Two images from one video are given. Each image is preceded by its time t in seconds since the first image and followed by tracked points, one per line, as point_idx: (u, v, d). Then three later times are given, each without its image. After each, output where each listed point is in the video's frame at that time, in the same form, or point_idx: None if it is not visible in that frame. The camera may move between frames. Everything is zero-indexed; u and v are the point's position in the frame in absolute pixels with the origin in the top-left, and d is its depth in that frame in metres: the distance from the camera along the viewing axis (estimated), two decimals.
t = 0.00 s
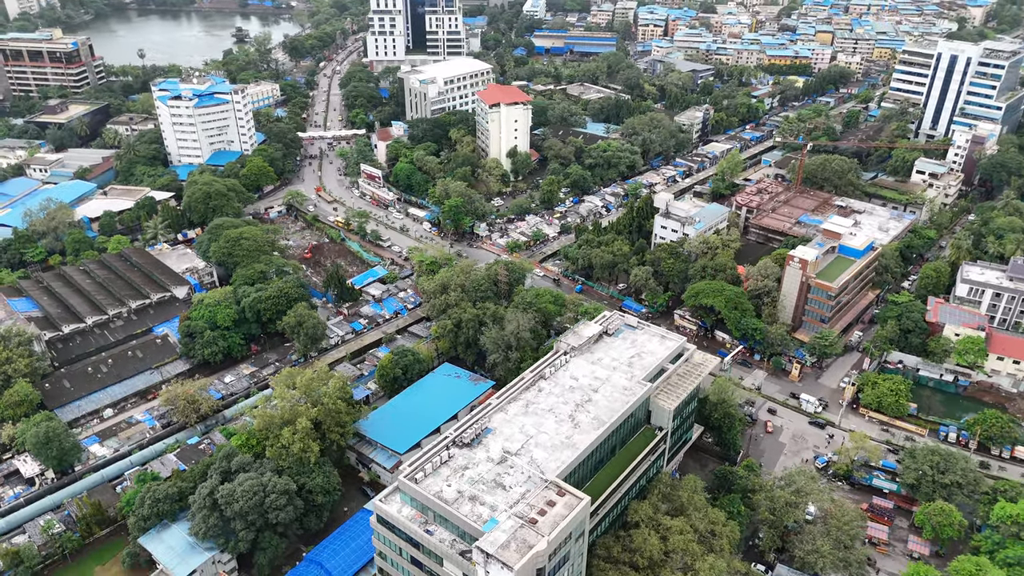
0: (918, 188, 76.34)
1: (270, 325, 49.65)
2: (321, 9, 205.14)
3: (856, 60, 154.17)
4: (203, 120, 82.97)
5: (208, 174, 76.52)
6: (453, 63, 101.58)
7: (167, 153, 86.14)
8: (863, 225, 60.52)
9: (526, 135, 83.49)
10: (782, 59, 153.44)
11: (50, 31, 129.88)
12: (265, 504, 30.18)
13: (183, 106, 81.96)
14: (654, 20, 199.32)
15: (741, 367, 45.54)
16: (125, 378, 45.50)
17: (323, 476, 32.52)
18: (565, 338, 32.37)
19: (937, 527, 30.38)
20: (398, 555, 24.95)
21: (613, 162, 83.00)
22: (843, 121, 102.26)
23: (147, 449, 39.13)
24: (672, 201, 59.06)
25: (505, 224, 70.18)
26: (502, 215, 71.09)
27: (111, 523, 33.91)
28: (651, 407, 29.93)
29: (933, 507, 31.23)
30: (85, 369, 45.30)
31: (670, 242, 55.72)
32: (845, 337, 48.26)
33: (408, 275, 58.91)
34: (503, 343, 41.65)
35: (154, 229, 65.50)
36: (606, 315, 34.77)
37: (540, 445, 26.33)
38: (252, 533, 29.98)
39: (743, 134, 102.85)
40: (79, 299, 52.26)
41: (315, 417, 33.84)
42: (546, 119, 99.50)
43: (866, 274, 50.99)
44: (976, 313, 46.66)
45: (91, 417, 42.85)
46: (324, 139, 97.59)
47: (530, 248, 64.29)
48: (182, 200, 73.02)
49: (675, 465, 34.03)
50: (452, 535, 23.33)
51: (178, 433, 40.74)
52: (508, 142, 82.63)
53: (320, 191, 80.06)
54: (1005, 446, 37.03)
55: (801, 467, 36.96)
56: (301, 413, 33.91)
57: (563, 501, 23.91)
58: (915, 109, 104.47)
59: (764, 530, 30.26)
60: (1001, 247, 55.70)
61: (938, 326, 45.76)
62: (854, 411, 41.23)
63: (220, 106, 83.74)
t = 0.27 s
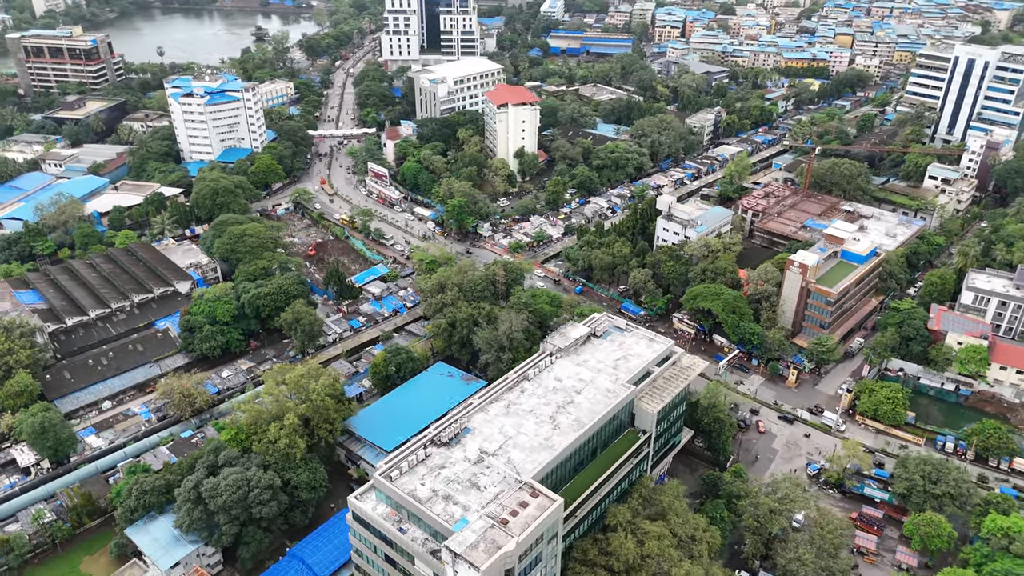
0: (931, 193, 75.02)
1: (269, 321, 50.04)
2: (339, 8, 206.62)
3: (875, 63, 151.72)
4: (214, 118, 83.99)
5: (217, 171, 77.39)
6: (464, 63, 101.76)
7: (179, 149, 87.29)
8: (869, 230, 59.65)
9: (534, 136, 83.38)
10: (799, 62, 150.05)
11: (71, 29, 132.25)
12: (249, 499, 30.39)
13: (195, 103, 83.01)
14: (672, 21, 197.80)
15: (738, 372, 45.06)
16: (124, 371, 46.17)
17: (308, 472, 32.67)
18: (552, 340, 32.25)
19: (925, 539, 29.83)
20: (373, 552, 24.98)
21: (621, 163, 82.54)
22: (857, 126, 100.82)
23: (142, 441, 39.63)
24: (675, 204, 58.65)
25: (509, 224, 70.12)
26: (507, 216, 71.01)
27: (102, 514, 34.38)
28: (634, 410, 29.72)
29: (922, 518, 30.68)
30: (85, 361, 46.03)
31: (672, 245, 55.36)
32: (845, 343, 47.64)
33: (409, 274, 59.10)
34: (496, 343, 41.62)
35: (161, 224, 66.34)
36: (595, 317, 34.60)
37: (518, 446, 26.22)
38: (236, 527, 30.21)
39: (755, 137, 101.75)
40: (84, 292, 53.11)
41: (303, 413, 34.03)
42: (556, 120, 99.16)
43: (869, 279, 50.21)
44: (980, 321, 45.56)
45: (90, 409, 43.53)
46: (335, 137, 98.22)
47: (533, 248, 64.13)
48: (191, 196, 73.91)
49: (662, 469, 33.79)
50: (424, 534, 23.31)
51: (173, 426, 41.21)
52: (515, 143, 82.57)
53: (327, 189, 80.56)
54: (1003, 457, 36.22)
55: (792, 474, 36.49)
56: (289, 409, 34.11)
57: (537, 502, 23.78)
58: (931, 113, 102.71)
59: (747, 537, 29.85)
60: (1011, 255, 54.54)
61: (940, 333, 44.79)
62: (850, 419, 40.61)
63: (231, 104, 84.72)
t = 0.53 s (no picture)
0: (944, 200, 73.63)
1: (268, 317, 50.49)
2: (359, 8, 207.88)
3: (896, 67, 148.97)
4: (226, 115, 85.08)
5: (227, 167, 78.29)
6: (476, 63, 101.92)
7: (191, 146, 88.48)
8: (875, 237, 58.74)
9: (542, 137, 83.27)
10: (817, 64, 148.54)
11: (94, 26, 134.61)
12: (232, 493, 30.66)
13: (207, 100, 84.14)
14: (691, 23, 196.05)
15: (734, 377, 44.63)
16: (124, 364, 46.89)
17: (293, 468, 32.87)
18: (537, 341, 32.18)
19: (911, 551, 29.34)
20: (347, 549, 25.10)
21: (629, 165, 82.06)
22: (872, 130, 99.26)
23: (137, 433, 40.20)
24: (678, 206, 58.08)
25: (513, 225, 70.05)
26: (511, 216, 70.93)
27: (94, 504, 34.90)
28: (617, 414, 29.54)
29: (909, 530, 30.17)
30: (87, 353, 46.84)
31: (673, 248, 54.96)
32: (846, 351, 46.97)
33: (410, 273, 59.31)
34: (488, 344, 41.62)
35: (169, 220, 67.24)
36: (583, 320, 34.46)
37: (495, 447, 26.19)
38: (219, 520, 30.51)
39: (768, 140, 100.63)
40: (89, 286, 54.03)
41: (290, 409, 34.27)
42: (567, 121, 98.79)
43: (873, 286, 49.38)
44: (984, 331, 44.53)
45: (89, 400, 44.29)
46: (346, 136, 98.81)
47: (536, 249, 64.00)
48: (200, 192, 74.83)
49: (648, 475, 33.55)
50: (394, 533, 23.36)
51: (168, 419, 41.72)
52: (523, 143, 82.50)
53: (335, 187, 81.11)
54: (1000, 470, 35.46)
55: (782, 482, 36.06)
56: (276, 405, 34.36)
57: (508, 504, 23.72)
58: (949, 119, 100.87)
59: (729, 544, 29.51)
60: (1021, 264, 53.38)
61: (941, 343, 43.93)
62: (845, 427, 40.02)
63: (243, 101, 85.76)
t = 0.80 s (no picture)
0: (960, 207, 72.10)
1: (268, 313, 51.00)
2: (380, 7, 209.06)
3: (919, 71, 146.02)
4: (239, 112, 86.22)
5: (239, 164, 79.32)
6: (489, 64, 102.03)
7: (206, 142, 89.75)
8: (883, 244, 57.70)
9: (551, 137, 83.16)
10: (837, 69, 143.65)
11: (117, 23, 137.02)
12: (215, 485, 31.02)
13: (221, 97, 85.31)
14: (711, 25, 194.09)
15: (729, 383, 44.18)
16: (125, 355, 47.65)
17: (279, 463, 33.13)
18: (522, 342, 32.12)
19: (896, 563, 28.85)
20: (320, 545, 25.24)
21: (638, 167, 81.54)
22: (889, 135, 97.54)
23: (133, 424, 40.82)
24: (681, 209, 57.36)
25: (518, 225, 69.98)
26: (517, 217, 70.86)
27: (86, 492, 35.50)
28: (598, 416, 29.36)
29: (895, 542, 29.67)
30: (89, 344, 47.69)
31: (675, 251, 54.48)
32: (846, 358, 46.28)
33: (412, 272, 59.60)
34: (481, 343, 41.68)
35: (179, 215, 68.25)
36: (571, 322, 34.37)
37: (470, 446, 26.16)
38: (203, 512, 30.89)
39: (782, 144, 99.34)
40: (96, 278, 55.06)
41: (278, 404, 34.58)
42: (579, 122, 98.37)
43: (876, 293, 48.57)
44: (988, 342, 43.46)
45: (89, 391, 45.07)
46: (358, 134, 99.45)
47: (539, 250, 63.93)
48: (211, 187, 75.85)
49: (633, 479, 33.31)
50: (364, 530, 23.43)
51: (164, 410, 42.29)
52: (532, 144, 82.47)
53: (345, 185, 81.74)
54: (996, 483, 34.68)
55: (771, 490, 35.60)
56: (265, 399, 34.69)
57: (478, 504, 23.66)
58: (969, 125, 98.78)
59: (710, 551, 29.18)
60: None
61: (943, 353, 43.13)
62: (840, 436, 39.36)
63: (256, 99, 86.83)
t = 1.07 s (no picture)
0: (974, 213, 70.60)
1: (267, 308, 51.47)
2: (399, 7, 209.97)
3: (941, 75, 143.10)
4: (251, 109, 87.17)
5: (249, 161, 80.18)
6: (501, 64, 102.06)
7: (219, 139, 90.89)
8: (890, 250, 56.72)
9: (559, 138, 82.98)
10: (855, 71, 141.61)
11: (138, 21, 139.21)
12: (201, 478, 31.35)
13: (234, 95, 86.31)
14: (731, 27, 192.20)
15: (724, 388, 43.77)
16: (127, 348, 48.40)
17: (265, 457, 33.39)
18: (507, 342, 32.09)
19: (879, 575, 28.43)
20: (295, 540, 25.38)
21: (646, 169, 81.03)
22: (906, 140, 95.85)
23: (130, 415, 41.44)
24: (684, 211, 57.01)
25: (523, 226, 69.90)
26: (522, 217, 70.77)
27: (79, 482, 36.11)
28: (579, 419, 29.25)
29: (880, 553, 29.23)
30: (92, 337, 48.50)
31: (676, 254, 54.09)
32: (845, 366, 45.60)
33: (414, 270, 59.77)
34: (474, 343, 41.70)
35: (187, 210, 69.15)
36: (559, 323, 34.25)
37: (447, 446, 26.17)
38: (188, 505, 31.24)
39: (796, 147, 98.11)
40: (102, 272, 56.02)
41: (267, 399, 34.89)
42: (590, 123, 97.98)
43: (879, 300, 47.73)
44: (991, 352, 42.54)
45: (90, 382, 45.84)
46: (370, 133, 100.00)
47: (542, 251, 63.79)
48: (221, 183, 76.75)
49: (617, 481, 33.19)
50: (336, 527, 23.51)
51: (161, 403, 42.88)
52: (540, 144, 82.33)
53: (353, 184, 82.25)
54: (990, 497, 34.02)
55: (759, 496, 35.22)
56: (254, 394, 35.01)
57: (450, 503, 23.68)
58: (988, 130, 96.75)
59: (689, 556, 28.96)
60: None
61: (943, 362, 42.25)
62: (834, 444, 38.79)
63: (268, 97, 87.73)
